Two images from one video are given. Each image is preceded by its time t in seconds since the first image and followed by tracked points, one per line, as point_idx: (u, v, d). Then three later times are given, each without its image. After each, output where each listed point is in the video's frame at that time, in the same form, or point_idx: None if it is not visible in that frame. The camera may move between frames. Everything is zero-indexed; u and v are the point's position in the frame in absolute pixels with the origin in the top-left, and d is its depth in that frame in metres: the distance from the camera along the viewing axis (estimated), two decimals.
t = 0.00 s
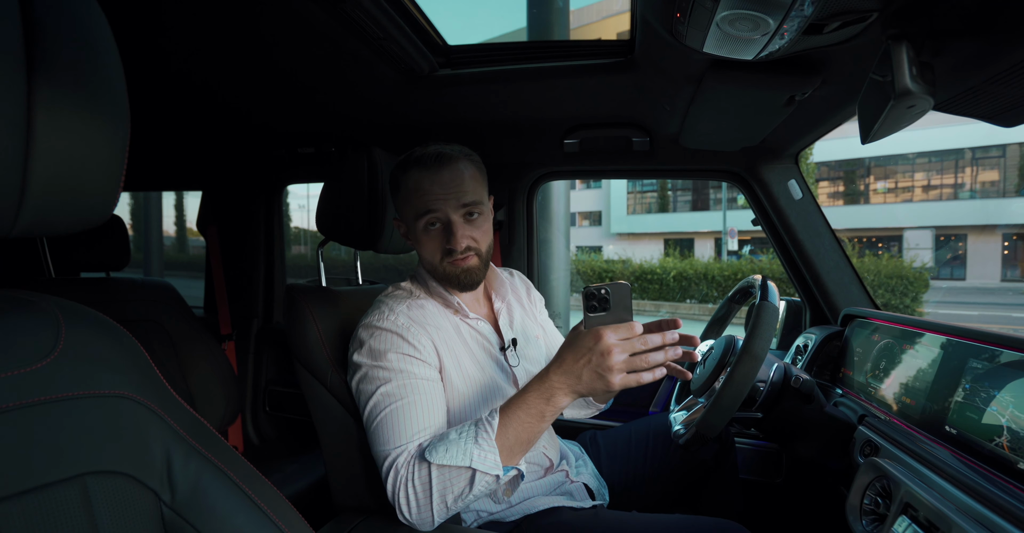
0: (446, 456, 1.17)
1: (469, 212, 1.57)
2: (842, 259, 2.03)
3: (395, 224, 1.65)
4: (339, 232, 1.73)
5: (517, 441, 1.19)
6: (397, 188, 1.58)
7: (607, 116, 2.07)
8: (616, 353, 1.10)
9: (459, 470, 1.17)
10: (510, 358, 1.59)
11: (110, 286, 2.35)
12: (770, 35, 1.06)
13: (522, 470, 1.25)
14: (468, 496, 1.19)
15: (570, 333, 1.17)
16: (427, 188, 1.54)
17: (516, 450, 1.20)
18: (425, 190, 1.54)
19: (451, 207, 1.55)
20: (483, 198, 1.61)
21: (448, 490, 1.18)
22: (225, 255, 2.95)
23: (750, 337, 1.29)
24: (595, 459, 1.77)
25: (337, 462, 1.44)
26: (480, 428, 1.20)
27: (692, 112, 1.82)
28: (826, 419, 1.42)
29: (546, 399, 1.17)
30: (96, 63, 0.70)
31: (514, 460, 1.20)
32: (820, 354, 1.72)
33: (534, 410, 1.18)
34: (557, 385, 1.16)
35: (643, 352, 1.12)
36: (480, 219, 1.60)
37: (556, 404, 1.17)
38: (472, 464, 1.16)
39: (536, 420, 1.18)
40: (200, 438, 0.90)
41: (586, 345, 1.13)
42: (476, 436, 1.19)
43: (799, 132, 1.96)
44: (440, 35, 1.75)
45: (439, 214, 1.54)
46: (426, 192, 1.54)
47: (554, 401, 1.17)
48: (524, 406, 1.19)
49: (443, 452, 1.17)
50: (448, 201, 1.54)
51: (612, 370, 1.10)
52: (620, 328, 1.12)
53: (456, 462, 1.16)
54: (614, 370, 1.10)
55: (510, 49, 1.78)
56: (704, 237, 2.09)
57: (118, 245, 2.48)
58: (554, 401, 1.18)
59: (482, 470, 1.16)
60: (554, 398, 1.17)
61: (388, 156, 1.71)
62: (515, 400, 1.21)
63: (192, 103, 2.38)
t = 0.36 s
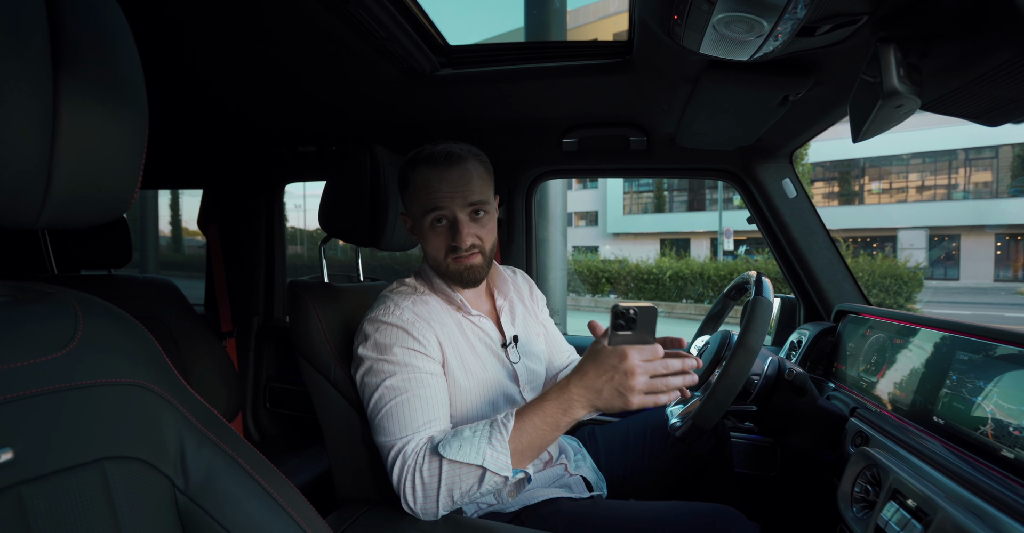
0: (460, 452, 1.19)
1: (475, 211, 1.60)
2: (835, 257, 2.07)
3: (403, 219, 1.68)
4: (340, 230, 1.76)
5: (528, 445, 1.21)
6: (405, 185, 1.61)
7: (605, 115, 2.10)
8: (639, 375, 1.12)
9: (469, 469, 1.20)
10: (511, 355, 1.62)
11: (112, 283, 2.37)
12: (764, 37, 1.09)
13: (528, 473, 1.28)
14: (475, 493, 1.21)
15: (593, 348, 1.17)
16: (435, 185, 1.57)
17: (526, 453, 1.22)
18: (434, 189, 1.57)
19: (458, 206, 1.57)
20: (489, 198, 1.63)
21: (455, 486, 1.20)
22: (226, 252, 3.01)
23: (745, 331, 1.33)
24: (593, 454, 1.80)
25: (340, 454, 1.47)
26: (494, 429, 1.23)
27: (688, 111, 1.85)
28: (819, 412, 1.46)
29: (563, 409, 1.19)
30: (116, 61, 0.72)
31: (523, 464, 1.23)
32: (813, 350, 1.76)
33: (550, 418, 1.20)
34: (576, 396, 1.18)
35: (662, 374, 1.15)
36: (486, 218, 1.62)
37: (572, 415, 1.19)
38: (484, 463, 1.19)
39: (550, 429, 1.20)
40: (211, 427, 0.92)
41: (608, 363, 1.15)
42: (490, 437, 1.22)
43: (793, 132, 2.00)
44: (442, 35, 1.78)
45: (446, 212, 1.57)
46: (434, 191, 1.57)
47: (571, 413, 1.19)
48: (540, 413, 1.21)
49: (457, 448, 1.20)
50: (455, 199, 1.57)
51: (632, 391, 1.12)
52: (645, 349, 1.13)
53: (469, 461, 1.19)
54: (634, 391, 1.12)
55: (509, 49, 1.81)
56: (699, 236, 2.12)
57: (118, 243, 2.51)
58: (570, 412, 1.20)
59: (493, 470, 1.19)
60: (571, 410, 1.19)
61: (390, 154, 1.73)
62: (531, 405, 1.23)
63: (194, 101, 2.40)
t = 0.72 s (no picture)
0: (451, 438, 1.22)
1: (496, 216, 1.63)
2: (825, 256, 2.11)
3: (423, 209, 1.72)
4: (339, 227, 1.78)
5: (516, 427, 1.24)
6: (436, 177, 1.64)
7: (600, 116, 2.14)
8: (611, 341, 1.18)
9: (462, 452, 1.23)
10: (509, 350, 1.66)
11: (112, 282, 2.39)
12: (753, 41, 1.12)
13: (522, 456, 1.30)
14: (471, 476, 1.24)
15: (568, 323, 1.24)
16: (464, 183, 1.60)
17: (516, 434, 1.25)
18: (464, 186, 1.60)
19: (486, 206, 1.60)
20: (511, 205, 1.67)
21: (451, 470, 1.23)
22: (224, 251, 3.03)
23: (737, 326, 1.36)
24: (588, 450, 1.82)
25: (339, 449, 1.49)
26: (482, 413, 1.26)
27: (682, 112, 1.89)
28: (808, 406, 1.49)
29: (545, 385, 1.23)
30: (125, 65, 0.75)
31: (512, 444, 1.25)
32: (804, 346, 1.80)
33: (534, 396, 1.24)
34: (556, 370, 1.22)
35: (637, 341, 1.19)
36: (504, 225, 1.66)
37: (554, 390, 1.23)
38: (476, 445, 1.22)
39: (536, 406, 1.24)
40: (215, 420, 0.94)
41: (583, 336, 1.21)
42: (479, 420, 1.25)
43: (783, 133, 2.04)
44: (439, 37, 1.81)
45: (471, 211, 1.60)
46: (466, 188, 1.59)
47: (552, 387, 1.23)
48: (524, 391, 1.25)
49: (448, 434, 1.23)
50: (480, 201, 1.60)
51: (608, 357, 1.17)
52: (614, 318, 1.20)
53: (462, 444, 1.22)
54: (609, 357, 1.17)
55: (506, 50, 1.84)
56: (695, 236, 2.14)
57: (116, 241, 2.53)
58: (553, 388, 1.24)
59: (486, 451, 1.22)
60: (553, 385, 1.23)
61: (389, 154, 1.76)
62: (517, 386, 1.26)
63: (194, 102, 2.42)
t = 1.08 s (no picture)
0: (453, 422, 1.29)
1: (501, 215, 1.69)
2: (813, 258, 2.15)
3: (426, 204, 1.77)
4: (334, 225, 1.81)
5: (511, 412, 1.34)
6: (446, 175, 1.69)
7: (593, 118, 2.18)
8: (591, 336, 1.35)
9: (462, 436, 1.29)
10: (502, 343, 1.72)
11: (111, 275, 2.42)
12: (737, 49, 1.15)
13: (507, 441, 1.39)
14: (468, 460, 1.31)
15: (552, 322, 1.40)
16: (473, 181, 1.65)
17: (509, 419, 1.35)
18: (473, 184, 1.65)
19: (492, 205, 1.66)
20: (514, 205, 1.73)
21: (450, 455, 1.29)
22: (221, 247, 3.06)
23: (721, 326, 1.40)
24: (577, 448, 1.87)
25: (332, 441, 1.53)
26: (478, 399, 1.34)
27: (673, 116, 1.93)
28: (790, 405, 1.53)
29: (535, 375, 1.35)
30: (131, 67, 0.79)
31: (505, 429, 1.34)
32: (790, 347, 1.84)
33: (524, 385, 1.35)
34: (544, 362, 1.35)
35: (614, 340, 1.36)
36: (507, 224, 1.71)
37: (543, 380, 1.35)
38: (476, 429, 1.29)
39: (528, 395, 1.34)
40: (212, 408, 0.97)
41: (568, 332, 1.36)
42: (477, 406, 1.33)
43: (772, 138, 2.08)
44: (436, 39, 1.85)
45: (479, 208, 1.65)
46: (475, 186, 1.65)
47: (541, 377, 1.35)
48: (515, 382, 1.36)
49: (449, 418, 1.29)
50: (488, 200, 1.65)
51: (588, 350, 1.34)
52: (593, 318, 1.38)
53: (462, 428, 1.29)
54: (590, 350, 1.34)
55: (501, 53, 1.89)
56: (693, 238, 2.15)
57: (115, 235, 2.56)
58: (542, 380, 1.36)
59: (484, 434, 1.30)
60: (542, 375, 1.35)
61: (385, 153, 1.79)
62: (508, 376, 1.37)
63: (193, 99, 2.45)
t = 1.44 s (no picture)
0: (458, 423, 1.32)
1: (510, 217, 1.72)
2: (805, 257, 2.18)
3: (435, 203, 1.80)
4: (333, 225, 1.85)
5: (512, 418, 1.38)
6: (459, 175, 1.71)
7: (588, 120, 2.21)
8: (595, 355, 1.42)
9: (465, 438, 1.33)
10: (502, 343, 1.75)
11: (114, 276, 2.45)
12: (725, 53, 1.20)
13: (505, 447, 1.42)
14: (467, 461, 1.34)
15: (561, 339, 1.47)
16: (485, 183, 1.68)
17: (509, 425, 1.38)
18: (485, 185, 1.68)
19: (502, 206, 1.69)
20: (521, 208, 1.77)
21: (451, 455, 1.32)
22: (222, 249, 3.10)
23: (712, 324, 1.43)
24: (574, 444, 1.88)
25: (331, 439, 1.56)
26: (484, 403, 1.38)
27: (666, 117, 1.96)
28: (781, 401, 1.56)
29: (539, 386, 1.40)
30: (139, 77, 0.82)
31: (505, 436, 1.38)
32: (783, 345, 1.87)
33: (528, 395, 1.40)
34: (549, 374, 1.41)
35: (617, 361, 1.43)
36: (514, 226, 1.75)
37: (545, 391, 1.41)
38: (479, 432, 1.33)
39: (530, 404, 1.39)
40: (215, 405, 1.00)
41: (575, 349, 1.44)
42: (481, 410, 1.37)
43: (763, 140, 2.12)
44: (431, 41, 1.88)
45: (489, 209, 1.68)
46: (487, 188, 1.68)
47: (545, 389, 1.41)
48: (519, 391, 1.41)
49: (455, 420, 1.33)
50: (498, 201, 1.69)
51: (592, 368, 1.41)
52: (600, 337, 1.45)
53: (467, 430, 1.33)
54: (593, 368, 1.41)
55: (496, 57, 1.92)
56: (693, 238, 2.23)
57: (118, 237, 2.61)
58: (544, 392, 1.41)
59: (486, 438, 1.34)
60: (546, 386, 1.40)
61: (383, 156, 1.83)
62: (514, 384, 1.43)
63: (194, 103, 2.49)
